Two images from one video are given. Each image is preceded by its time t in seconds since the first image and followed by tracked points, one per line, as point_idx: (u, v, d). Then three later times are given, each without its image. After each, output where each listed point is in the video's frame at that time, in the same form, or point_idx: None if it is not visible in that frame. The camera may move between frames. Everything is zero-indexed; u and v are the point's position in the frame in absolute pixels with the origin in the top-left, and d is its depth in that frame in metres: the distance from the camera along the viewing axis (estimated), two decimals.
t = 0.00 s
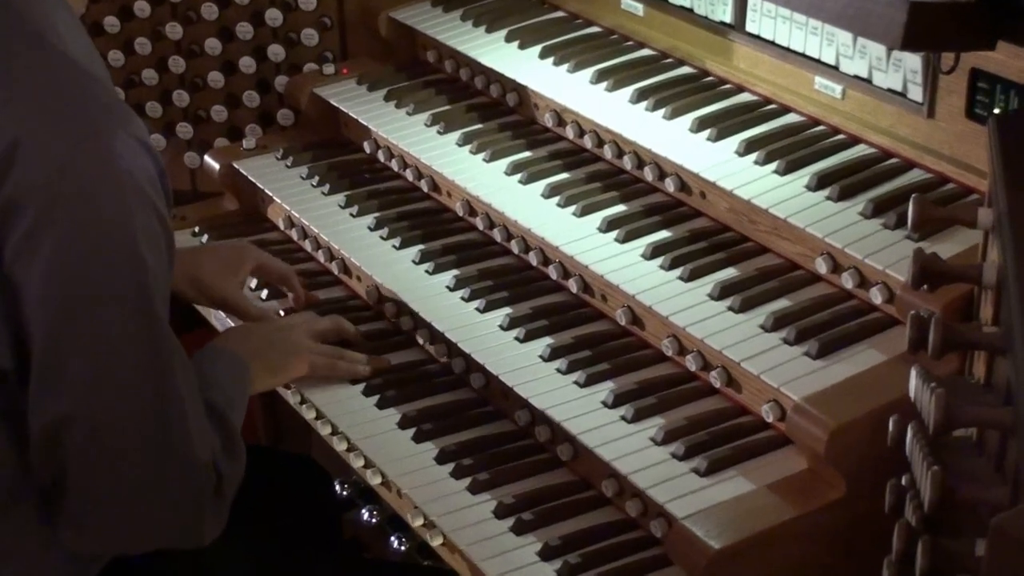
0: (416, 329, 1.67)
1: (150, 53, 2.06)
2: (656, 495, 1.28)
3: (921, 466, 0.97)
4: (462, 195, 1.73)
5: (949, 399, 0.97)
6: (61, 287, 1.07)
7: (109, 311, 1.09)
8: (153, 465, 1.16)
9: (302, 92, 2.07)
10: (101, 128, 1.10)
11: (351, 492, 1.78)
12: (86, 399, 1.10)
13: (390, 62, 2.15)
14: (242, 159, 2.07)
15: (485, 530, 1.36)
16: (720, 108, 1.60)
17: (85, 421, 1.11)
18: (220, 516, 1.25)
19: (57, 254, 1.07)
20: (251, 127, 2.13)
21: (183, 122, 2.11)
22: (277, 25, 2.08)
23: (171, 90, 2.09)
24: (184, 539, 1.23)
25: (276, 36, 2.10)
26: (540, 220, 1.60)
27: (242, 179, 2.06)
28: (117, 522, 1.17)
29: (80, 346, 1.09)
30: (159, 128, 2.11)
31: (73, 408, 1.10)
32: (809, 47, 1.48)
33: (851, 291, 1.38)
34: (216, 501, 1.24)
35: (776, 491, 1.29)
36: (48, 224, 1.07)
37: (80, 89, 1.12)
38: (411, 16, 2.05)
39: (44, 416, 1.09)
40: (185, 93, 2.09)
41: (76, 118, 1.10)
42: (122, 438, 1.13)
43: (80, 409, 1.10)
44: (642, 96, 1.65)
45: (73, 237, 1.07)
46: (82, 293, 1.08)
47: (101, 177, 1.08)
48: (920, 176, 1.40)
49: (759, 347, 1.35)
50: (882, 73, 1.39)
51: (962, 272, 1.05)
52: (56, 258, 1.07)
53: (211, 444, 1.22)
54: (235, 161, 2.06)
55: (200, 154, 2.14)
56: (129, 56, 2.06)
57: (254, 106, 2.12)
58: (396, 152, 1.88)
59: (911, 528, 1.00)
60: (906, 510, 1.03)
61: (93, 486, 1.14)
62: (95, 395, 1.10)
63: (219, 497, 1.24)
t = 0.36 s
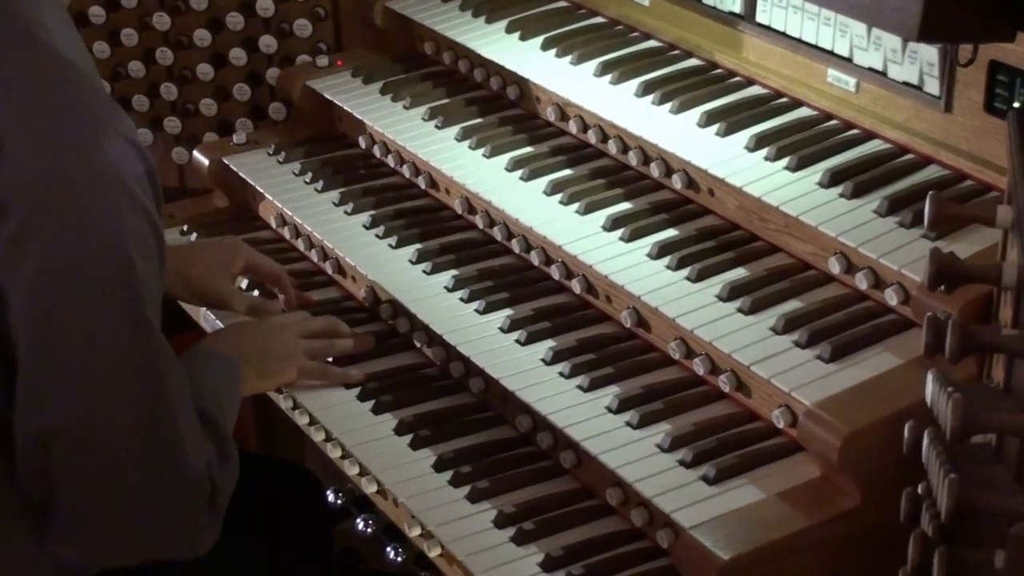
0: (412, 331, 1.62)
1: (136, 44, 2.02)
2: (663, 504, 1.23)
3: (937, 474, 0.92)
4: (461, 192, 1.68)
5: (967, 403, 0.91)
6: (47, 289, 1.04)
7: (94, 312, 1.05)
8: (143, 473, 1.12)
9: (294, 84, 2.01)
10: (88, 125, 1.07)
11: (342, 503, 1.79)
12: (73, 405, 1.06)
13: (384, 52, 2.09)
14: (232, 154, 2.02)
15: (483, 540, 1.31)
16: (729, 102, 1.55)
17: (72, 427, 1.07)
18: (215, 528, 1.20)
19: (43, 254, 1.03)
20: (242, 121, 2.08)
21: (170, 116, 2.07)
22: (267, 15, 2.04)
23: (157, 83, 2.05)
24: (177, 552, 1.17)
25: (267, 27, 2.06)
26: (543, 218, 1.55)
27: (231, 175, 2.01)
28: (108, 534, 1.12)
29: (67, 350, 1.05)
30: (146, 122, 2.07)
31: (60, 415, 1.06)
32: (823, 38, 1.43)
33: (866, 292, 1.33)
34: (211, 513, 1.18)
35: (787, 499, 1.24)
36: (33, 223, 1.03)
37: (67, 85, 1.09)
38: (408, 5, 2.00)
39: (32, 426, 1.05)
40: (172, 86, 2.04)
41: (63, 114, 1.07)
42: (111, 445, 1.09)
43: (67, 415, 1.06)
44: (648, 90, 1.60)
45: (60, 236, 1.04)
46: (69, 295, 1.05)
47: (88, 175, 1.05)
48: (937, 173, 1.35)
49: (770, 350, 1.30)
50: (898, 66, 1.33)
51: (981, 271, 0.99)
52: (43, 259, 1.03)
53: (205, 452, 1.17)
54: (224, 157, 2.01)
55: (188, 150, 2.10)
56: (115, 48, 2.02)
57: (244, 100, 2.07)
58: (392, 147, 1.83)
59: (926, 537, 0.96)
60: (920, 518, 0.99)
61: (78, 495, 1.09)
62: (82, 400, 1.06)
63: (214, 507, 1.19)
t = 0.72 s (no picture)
0: (409, 335, 1.58)
1: (122, 37, 1.98)
2: (670, 516, 1.18)
3: (956, 485, 0.90)
4: (460, 191, 1.63)
5: (986, 412, 0.89)
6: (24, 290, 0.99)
7: (72, 314, 1.00)
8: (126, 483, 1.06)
9: (287, 78, 1.97)
10: (66, 118, 1.03)
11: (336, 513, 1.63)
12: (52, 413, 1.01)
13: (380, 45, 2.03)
14: (220, 151, 1.96)
15: (482, 554, 1.26)
16: (739, 96, 1.50)
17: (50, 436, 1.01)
18: (204, 540, 1.14)
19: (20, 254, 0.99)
20: (231, 118, 2.03)
21: (157, 111, 2.03)
22: (258, 7, 1.99)
23: (143, 77, 2.01)
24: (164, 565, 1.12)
25: (258, 19, 2.01)
26: (545, 218, 1.49)
27: (219, 173, 1.95)
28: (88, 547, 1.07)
29: (45, 354, 1.00)
30: (133, 118, 2.03)
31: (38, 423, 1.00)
32: (835, 30, 1.38)
33: (881, 295, 1.27)
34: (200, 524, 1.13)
35: (798, 511, 1.19)
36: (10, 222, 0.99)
37: (45, 77, 1.04)
38: None
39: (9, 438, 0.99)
40: (159, 81, 2.00)
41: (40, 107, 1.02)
42: (92, 455, 1.03)
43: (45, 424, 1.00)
44: (654, 84, 1.54)
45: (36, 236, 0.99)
46: (47, 297, 1.00)
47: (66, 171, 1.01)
48: (955, 171, 1.30)
49: (781, 355, 1.25)
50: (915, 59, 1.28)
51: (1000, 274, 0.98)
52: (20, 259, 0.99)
53: (192, 458, 1.11)
54: (212, 154, 1.96)
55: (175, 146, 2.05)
56: (99, 41, 1.98)
57: (233, 95, 2.03)
58: (388, 144, 1.78)
59: (946, 550, 0.94)
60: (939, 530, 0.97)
61: (57, 508, 1.04)
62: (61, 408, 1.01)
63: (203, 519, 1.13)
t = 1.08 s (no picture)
0: (406, 338, 1.53)
1: (108, 27, 1.93)
2: (680, 526, 1.13)
3: (976, 492, 0.89)
4: (461, 187, 1.58)
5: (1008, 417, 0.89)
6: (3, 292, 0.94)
7: (54, 313, 0.95)
8: (115, 492, 1.01)
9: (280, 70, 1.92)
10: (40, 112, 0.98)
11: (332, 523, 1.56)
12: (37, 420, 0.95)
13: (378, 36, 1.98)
14: (210, 146, 1.91)
15: (484, 567, 1.21)
16: (752, 89, 1.45)
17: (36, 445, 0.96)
18: (197, 549, 1.10)
19: None
20: (222, 112, 1.98)
21: (144, 105, 1.97)
22: None
23: (131, 69, 1.96)
24: None
25: (250, 9, 1.96)
26: (549, 216, 1.45)
27: (211, 168, 1.90)
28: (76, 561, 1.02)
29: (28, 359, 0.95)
30: (121, 111, 1.98)
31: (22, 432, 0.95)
32: (851, 20, 1.32)
33: (899, 296, 1.22)
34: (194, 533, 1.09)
35: (813, 521, 1.13)
36: None
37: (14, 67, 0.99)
38: None
39: None
40: (146, 73, 1.95)
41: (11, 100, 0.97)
42: (79, 464, 0.99)
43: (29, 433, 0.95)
44: (663, 77, 1.50)
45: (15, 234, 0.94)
46: (29, 298, 0.95)
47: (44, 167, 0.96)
48: (977, 168, 1.25)
49: (796, 358, 1.20)
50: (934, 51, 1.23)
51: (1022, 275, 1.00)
52: None
53: (183, 464, 1.07)
54: (202, 149, 1.91)
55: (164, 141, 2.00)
56: (85, 32, 1.93)
57: (224, 88, 1.98)
58: (386, 139, 1.73)
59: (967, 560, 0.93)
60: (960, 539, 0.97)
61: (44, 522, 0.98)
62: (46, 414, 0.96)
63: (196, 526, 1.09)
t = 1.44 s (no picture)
0: (402, 341, 1.47)
1: (92, 17, 1.88)
2: (687, 538, 1.09)
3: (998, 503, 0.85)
4: (460, 184, 1.53)
5: None
6: None
7: (22, 314, 0.93)
8: (95, 498, 0.99)
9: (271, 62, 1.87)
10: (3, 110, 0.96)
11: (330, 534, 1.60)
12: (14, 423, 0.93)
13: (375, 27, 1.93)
14: (197, 140, 1.86)
15: None
16: (763, 82, 1.40)
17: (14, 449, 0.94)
18: (179, 557, 1.07)
19: None
20: (210, 105, 1.93)
21: (129, 99, 1.92)
22: None
23: (116, 61, 1.91)
24: None
25: None
26: (551, 214, 1.40)
27: (199, 164, 1.85)
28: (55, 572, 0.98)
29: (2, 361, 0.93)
30: (104, 104, 1.93)
31: None
32: (867, 10, 1.27)
33: (917, 298, 1.18)
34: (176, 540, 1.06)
35: (827, 532, 1.09)
36: None
37: None
38: None
39: None
40: (131, 64, 1.90)
41: None
42: (57, 468, 0.96)
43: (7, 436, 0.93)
44: (670, 69, 1.45)
45: None
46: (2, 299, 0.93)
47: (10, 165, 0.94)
48: (997, 165, 1.20)
49: (809, 363, 1.15)
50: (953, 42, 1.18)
51: None
52: None
53: (163, 469, 1.05)
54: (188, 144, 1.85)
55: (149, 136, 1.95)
56: (67, 21, 1.88)
57: (213, 80, 1.92)
58: (382, 135, 1.68)
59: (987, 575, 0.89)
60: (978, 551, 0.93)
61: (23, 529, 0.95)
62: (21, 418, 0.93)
63: (178, 534, 1.06)
